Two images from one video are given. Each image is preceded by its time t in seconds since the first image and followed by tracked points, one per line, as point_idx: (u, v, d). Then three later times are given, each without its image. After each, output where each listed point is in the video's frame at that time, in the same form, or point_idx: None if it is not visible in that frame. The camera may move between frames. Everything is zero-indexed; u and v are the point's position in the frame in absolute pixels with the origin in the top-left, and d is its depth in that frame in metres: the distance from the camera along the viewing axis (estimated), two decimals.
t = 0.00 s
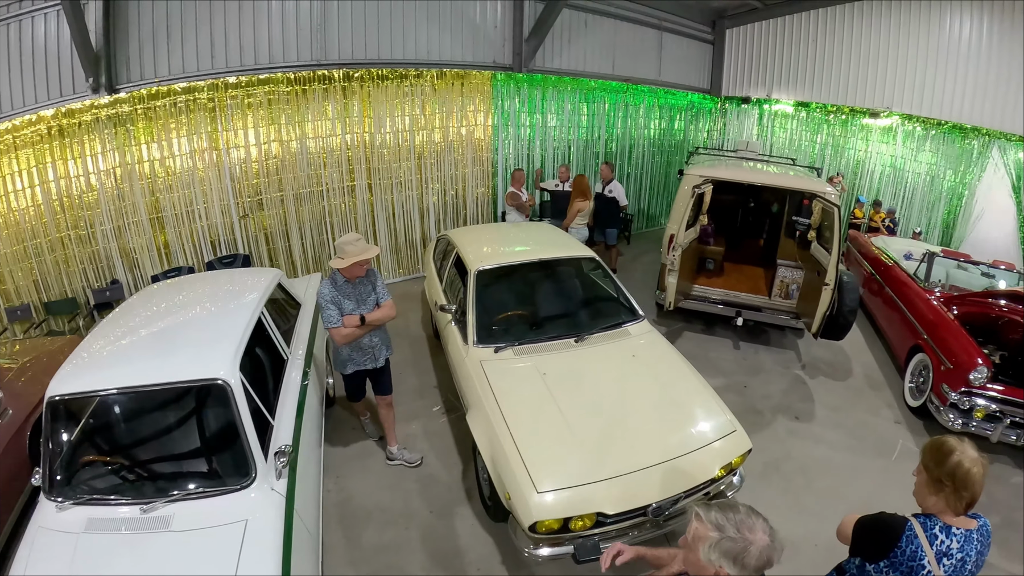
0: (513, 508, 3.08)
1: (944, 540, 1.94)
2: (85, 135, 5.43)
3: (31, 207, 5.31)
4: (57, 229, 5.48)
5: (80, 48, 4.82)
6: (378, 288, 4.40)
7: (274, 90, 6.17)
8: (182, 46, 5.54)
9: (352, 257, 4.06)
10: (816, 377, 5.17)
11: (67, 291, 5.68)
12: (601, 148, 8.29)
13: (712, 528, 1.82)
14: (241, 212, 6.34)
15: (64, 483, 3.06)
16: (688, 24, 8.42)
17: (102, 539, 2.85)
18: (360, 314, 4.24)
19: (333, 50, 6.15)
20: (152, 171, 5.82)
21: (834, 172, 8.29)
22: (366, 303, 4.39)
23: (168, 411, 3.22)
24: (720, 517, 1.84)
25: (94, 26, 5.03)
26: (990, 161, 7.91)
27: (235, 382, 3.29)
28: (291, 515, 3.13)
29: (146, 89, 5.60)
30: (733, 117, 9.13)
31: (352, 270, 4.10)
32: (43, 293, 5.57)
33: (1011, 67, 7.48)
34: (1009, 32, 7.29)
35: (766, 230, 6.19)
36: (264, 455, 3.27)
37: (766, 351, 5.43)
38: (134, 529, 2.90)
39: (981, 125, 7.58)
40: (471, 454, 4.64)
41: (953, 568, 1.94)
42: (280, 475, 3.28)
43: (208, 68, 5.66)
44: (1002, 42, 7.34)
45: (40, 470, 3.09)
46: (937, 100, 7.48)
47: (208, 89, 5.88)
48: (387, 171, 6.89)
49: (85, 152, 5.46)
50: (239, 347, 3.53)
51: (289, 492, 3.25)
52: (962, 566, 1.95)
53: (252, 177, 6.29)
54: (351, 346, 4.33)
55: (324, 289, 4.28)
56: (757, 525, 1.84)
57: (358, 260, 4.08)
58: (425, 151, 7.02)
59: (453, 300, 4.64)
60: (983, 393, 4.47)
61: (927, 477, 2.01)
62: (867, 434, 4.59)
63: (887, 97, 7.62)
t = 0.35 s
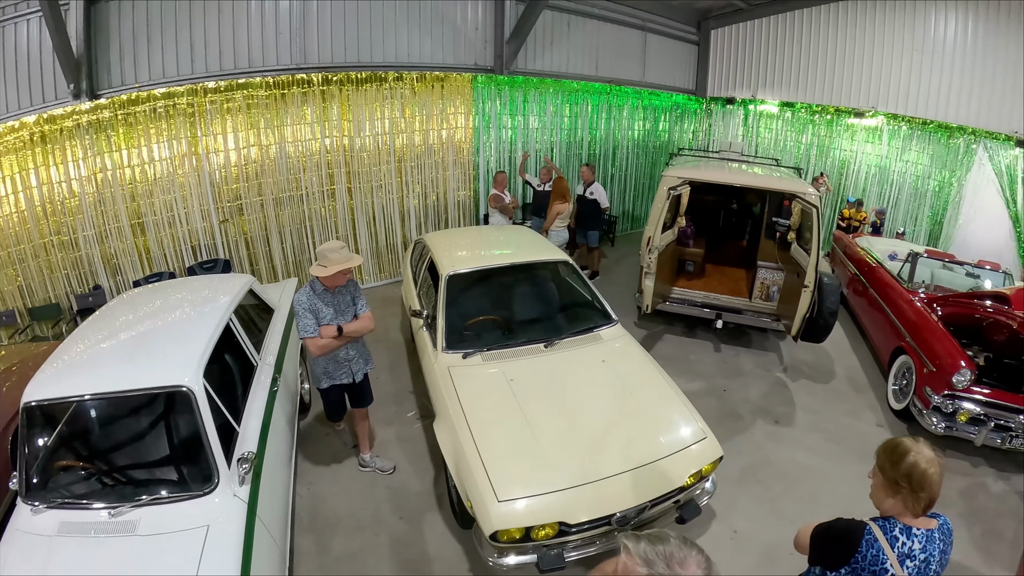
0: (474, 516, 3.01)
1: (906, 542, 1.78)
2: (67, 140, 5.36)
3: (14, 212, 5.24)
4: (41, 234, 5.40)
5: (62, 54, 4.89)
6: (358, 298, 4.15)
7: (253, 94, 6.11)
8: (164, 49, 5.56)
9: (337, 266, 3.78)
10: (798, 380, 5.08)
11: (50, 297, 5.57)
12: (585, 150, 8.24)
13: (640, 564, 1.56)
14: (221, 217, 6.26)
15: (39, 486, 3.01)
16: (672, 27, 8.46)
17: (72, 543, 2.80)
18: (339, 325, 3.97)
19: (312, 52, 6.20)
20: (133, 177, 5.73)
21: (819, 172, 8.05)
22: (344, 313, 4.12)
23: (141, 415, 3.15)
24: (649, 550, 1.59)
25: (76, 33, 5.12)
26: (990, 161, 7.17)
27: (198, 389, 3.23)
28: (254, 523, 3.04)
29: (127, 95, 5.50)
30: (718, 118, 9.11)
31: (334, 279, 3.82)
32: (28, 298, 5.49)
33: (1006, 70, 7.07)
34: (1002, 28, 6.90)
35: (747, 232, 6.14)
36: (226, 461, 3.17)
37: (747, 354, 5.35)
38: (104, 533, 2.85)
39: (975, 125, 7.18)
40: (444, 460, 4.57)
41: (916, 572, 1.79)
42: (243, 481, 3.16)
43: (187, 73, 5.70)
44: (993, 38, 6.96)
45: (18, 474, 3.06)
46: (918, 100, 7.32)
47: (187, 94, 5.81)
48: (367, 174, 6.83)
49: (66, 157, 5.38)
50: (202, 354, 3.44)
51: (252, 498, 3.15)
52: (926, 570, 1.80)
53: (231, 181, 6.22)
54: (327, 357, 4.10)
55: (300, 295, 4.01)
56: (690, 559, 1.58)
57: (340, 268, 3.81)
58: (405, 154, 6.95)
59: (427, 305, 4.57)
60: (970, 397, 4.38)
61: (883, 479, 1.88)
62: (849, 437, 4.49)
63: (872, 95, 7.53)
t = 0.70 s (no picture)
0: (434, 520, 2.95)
1: (842, 539, 1.74)
2: (51, 144, 5.30)
3: None
4: (27, 236, 5.33)
5: (44, 57, 4.70)
6: (331, 302, 3.99)
7: (233, 96, 6.07)
8: (145, 52, 5.45)
9: (309, 272, 3.56)
10: (779, 380, 4.99)
11: (37, 299, 5.51)
12: (569, 149, 8.19)
13: None
14: (203, 218, 6.23)
15: (17, 483, 3.07)
16: (659, 24, 8.41)
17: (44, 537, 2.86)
18: (312, 330, 3.83)
19: (293, 54, 6.08)
20: (116, 180, 5.68)
21: (806, 170, 7.96)
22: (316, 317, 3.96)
23: (116, 414, 3.22)
24: (542, 565, 1.51)
25: (60, 37, 4.96)
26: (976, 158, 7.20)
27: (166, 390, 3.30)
28: (216, 521, 3.08)
29: (111, 99, 5.45)
30: (706, 117, 9.02)
31: (308, 284, 3.60)
32: (15, 301, 5.39)
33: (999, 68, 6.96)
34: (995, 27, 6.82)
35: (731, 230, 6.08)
36: (192, 460, 3.23)
37: (729, 354, 5.26)
38: (74, 527, 2.91)
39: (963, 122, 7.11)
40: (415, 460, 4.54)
41: (856, 568, 1.74)
42: (207, 480, 3.21)
43: (170, 76, 5.59)
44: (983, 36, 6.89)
45: None
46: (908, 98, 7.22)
47: (168, 97, 5.76)
48: (348, 176, 6.79)
49: (51, 160, 5.33)
50: (171, 352, 3.54)
51: (215, 495, 3.20)
52: (865, 564, 1.74)
53: (213, 184, 6.19)
54: (298, 361, 3.96)
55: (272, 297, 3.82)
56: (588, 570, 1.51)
57: (317, 272, 3.60)
58: (387, 154, 6.91)
59: (399, 307, 4.51)
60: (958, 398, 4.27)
61: (817, 477, 1.81)
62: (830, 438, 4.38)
63: (859, 92, 7.44)
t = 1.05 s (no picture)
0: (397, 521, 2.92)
1: (779, 533, 1.77)
2: (39, 147, 5.24)
3: None
4: (14, 239, 5.26)
5: (31, 62, 4.67)
6: (302, 303, 3.97)
7: (217, 98, 6.05)
8: (129, 54, 5.41)
9: (278, 276, 3.52)
10: (762, 381, 4.92)
11: (26, 301, 5.42)
12: (556, 148, 8.15)
13: None
14: (188, 220, 6.20)
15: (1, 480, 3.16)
16: (650, 24, 8.51)
17: (23, 533, 2.97)
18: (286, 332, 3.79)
19: (277, 54, 6.07)
20: (102, 183, 5.64)
21: (794, 169, 8.00)
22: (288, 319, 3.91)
23: (94, 414, 3.34)
24: None
25: (46, 38, 4.88)
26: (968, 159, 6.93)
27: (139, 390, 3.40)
28: (184, 519, 3.18)
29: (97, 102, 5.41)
30: (695, 116, 9.14)
31: (278, 286, 3.56)
32: (4, 304, 5.33)
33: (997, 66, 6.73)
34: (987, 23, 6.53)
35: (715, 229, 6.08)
36: (163, 460, 3.33)
37: (712, 354, 5.20)
38: (52, 523, 3.02)
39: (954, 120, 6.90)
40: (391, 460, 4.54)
41: (797, 558, 1.77)
42: (178, 478, 3.30)
43: (155, 78, 5.56)
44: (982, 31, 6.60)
45: None
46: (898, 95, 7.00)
47: (153, 100, 5.74)
48: (331, 177, 6.76)
49: (39, 163, 5.27)
50: (145, 354, 3.65)
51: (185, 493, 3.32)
52: (807, 555, 1.77)
53: (198, 186, 6.16)
54: (274, 366, 3.90)
55: (242, 302, 3.75)
56: None
57: (287, 275, 3.55)
58: (371, 155, 6.87)
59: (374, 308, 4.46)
60: (947, 399, 4.14)
61: (750, 472, 1.81)
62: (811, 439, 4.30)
63: (848, 91, 7.35)
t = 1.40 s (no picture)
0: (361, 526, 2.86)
1: (730, 539, 1.71)
2: (25, 151, 5.20)
3: None
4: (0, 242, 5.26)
5: (17, 65, 4.76)
6: (268, 306, 3.94)
7: (201, 100, 5.99)
8: (116, 58, 5.44)
9: (240, 276, 3.53)
10: (748, 383, 4.81)
11: (13, 303, 5.41)
12: (544, 147, 8.07)
13: None
14: (174, 222, 6.16)
15: None
16: (641, 23, 8.53)
17: None
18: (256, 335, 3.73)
19: (262, 56, 6.09)
20: (88, 185, 5.60)
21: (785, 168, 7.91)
22: (258, 323, 3.89)
23: (70, 415, 3.34)
24: None
25: (32, 45, 4.96)
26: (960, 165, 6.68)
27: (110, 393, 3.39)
28: (153, 521, 3.16)
29: (84, 105, 5.37)
30: (686, 113, 9.13)
31: (241, 288, 3.58)
32: None
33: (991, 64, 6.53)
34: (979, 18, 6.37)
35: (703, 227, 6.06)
36: (133, 462, 3.32)
37: (697, 356, 5.11)
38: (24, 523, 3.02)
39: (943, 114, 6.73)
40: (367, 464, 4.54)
41: (752, 562, 1.73)
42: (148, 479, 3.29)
43: (141, 80, 5.60)
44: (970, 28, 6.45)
45: None
46: (887, 92, 6.99)
47: (138, 102, 5.69)
48: (315, 178, 6.70)
49: (26, 167, 5.23)
50: (119, 356, 3.64)
51: (154, 495, 3.29)
52: (761, 557, 1.73)
53: (182, 188, 6.12)
54: (246, 372, 3.85)
55: (208, 309, 3.70)
56: None
57: (249, 276, 3.57)
58: (355, 156, 6.81)
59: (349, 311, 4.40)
60: (937, 402, 4.00)
61: (693, 482, 1.73)
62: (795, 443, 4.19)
63: (839, 88, 7.32)
